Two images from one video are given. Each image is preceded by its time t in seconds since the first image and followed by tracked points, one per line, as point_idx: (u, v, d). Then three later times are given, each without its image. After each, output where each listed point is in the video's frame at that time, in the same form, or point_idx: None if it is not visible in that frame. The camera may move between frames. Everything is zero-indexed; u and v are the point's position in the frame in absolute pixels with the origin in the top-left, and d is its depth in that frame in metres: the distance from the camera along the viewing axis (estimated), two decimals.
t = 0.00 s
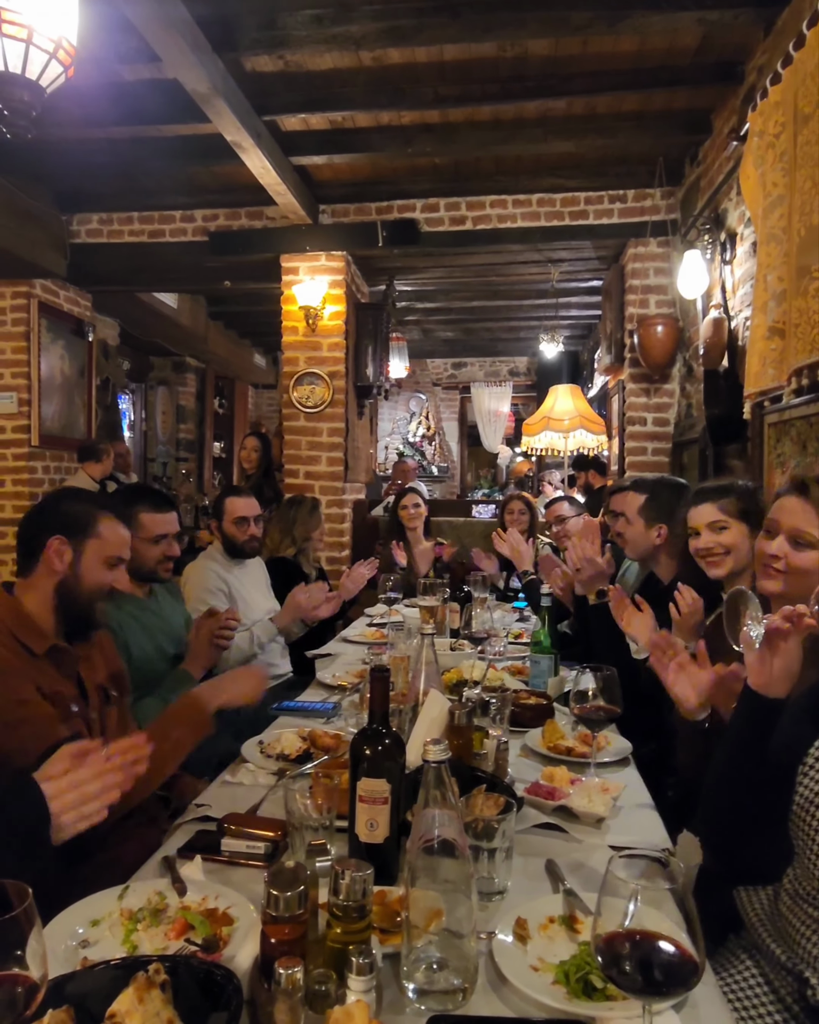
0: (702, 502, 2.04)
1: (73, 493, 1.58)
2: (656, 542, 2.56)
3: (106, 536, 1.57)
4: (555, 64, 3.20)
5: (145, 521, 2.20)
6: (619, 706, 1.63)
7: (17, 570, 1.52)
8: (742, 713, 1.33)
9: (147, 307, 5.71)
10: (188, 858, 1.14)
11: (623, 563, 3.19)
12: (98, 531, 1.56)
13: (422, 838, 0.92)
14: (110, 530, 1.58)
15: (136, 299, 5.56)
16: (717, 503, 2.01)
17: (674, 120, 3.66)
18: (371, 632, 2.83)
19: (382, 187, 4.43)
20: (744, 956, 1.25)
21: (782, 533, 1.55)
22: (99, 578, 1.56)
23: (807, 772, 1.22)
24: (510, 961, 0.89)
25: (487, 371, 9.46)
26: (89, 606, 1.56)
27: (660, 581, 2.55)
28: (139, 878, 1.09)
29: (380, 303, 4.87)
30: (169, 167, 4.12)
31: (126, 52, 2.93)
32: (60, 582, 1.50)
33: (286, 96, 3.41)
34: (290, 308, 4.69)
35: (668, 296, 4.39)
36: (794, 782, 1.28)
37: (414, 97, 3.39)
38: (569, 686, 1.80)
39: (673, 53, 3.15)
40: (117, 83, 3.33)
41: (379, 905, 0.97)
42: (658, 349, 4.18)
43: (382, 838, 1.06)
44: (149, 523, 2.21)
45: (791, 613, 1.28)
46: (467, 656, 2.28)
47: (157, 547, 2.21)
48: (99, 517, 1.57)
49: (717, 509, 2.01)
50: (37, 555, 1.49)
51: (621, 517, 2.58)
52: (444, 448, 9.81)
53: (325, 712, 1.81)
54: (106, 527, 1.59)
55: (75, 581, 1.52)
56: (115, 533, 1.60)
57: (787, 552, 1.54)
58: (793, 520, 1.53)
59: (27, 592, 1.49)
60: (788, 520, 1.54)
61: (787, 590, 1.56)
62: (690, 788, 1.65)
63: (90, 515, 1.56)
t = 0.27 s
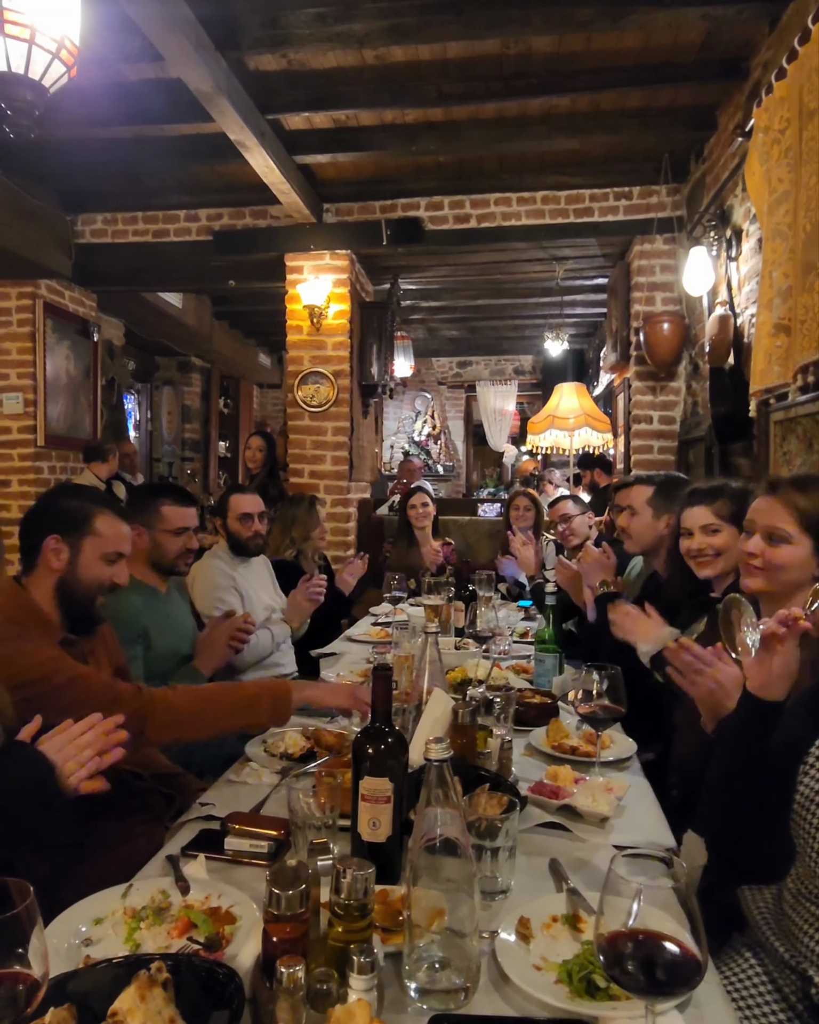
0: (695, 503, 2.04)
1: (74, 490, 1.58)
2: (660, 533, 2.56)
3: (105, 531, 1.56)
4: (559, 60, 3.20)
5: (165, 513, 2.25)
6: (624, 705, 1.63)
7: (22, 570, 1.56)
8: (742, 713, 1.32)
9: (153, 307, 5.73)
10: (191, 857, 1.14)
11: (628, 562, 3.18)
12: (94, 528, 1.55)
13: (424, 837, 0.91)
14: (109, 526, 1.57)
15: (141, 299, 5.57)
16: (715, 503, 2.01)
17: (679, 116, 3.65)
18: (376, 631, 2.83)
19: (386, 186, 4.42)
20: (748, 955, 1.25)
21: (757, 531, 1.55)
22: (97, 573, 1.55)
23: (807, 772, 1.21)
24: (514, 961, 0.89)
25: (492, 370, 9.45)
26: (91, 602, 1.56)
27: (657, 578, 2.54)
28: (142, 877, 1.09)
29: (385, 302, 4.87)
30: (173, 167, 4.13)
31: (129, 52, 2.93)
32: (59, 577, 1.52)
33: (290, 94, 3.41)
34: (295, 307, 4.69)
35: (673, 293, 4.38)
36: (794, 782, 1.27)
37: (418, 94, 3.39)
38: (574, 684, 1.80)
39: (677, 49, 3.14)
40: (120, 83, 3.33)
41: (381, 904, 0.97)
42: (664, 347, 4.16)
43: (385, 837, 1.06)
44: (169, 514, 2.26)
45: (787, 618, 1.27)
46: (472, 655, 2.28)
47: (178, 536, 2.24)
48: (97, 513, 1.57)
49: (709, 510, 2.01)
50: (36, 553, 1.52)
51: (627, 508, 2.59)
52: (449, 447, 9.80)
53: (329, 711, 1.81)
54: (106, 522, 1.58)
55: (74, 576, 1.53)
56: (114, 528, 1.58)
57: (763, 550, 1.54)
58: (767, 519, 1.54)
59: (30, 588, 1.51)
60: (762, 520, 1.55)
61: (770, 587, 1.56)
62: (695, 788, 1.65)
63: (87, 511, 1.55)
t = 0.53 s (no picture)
0: (696, 504, 2.03)
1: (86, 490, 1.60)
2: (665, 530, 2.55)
3: (116, 530, 1.58)
4: (561, 59, 3.19)
5: (168, 509, 2.25)
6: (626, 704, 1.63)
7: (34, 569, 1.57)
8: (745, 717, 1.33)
9: (156, 306, 5.74)
10: (192, 855, 1.14)
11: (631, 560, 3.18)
12: (104, 525, 1.56)
13: (424, 836, 0.92)
14: (118, 524, 1.58)
15: (144, 299, 5.59)
16: (719, 502, 2.00)
17: (682, 114, 3.64)
18: (378, 630, 2.83)
19: (389, 185, 4.42)
20: (748, 953, 1.25)
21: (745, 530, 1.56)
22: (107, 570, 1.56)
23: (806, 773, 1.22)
24: (514, 960, 0.89)
25: (496, 369, 9.44)
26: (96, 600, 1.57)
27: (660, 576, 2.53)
28: (144, 875, 1.09)
29: (387, 301, 4.86)
30: (175, 166, 4.13)
31: (131, 52, 2.94)
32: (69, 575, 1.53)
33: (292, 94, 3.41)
34: (297, 307, 4.69)
35: (676, 292, 4.37)
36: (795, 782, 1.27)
37: (420, 94, 3.39)
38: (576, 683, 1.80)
39: (679, 46, 3.13)
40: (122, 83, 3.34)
41: (380, 902, 0.97)
42: (666, 345, 4.15)
43: (385, 836, 1.06)
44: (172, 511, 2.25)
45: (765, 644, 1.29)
46: (474, 654, 2.28)
47: (182, 532, 2.24)
48: (107, 512, 1.58)
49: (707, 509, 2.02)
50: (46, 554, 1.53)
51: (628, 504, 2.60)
52: (452, 446, 9.80)
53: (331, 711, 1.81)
54: (116, 521, 1.59)
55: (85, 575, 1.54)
56: (124, 527, 1.59)
57: (750, 548, 1.55)
58: (754, 519, 1.54)
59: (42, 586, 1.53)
60: (750, 518, 1.55)
61: (761, 584, 1.56)
62: (696, 787, 1.65)
63: (98, 510, 1.57)
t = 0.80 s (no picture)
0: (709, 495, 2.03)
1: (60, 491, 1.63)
2: (665, 529, 2.56)
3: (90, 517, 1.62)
4: (562, 57, 3.19)
5: (166, 508, 2.25)
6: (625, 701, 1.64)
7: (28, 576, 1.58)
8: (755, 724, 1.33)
9: (158, 305, 5.75)
10: (194, 851, 1.15)
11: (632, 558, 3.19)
12: (70, 517, 1.61)
13: (422, 831, 0.92)
14: (92, 510, 1.63)
15: (145, 298, 5.59)
16: (719, 500, 2.01)
17: (682, 111, 3.64)
18: (379, 628, 2.84)
19: (390, 183, 4.43)
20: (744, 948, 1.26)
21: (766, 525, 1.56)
22: (85, 562, 1.60)
23: (801, 770, 1.22)
24: (512, 954, 0.90)
25: (497, 367, 9.44)
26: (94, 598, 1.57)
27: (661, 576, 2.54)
28: (146, 871, 1.10)
29: (388, 299, 4.87)
30: (177, 165, 4.14)
31: (132, 52, 2.94)
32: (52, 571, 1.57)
33: (293, 93, 3.42)
34: (299, 305, 4.70)
35: (677, 289, 4.37)
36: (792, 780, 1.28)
37: (421, 92, 3.39)
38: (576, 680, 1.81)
39: (680, 44, 3.13)
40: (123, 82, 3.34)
41: (380, 896, 0.98)
42: (667, 343, 4.16)
43: (385, 831, 1.07)
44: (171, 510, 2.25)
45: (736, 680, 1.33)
46: (474, 651, 2.29)
47: (177, 532, 2.23)
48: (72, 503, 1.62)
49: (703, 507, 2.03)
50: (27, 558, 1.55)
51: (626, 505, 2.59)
52: (454, 443, 9.80)
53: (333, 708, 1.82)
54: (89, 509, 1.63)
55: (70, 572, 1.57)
56: (95, 515, 1.62)
57: (769, 543, 1.56)
58: (770, 511, 1.56)
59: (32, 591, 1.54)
60: (771, 512, 1.55)
61: (777, 581, 1.56)
62: (695, 783, 1.65)
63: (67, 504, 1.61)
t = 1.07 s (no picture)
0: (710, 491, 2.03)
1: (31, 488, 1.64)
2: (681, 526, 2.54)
3: (50, 512, 1.61)
4: (561, 53, 3.18)
5: (162, 508, 2.25)
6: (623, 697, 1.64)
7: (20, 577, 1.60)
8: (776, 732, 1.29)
9: (158, 302, 5.75)
10: (192, 845, 1.16)
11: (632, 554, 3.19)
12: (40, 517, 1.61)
13: (418, 825, 0.93)
14: (54, 505, 1.62)
15: (145, 294, 5.59)
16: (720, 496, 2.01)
17: (683, 107, 3.64)
18: (379, 625, 2.85)
19: (390, 180, 4.42)
20: (742, 943, 1.26)
21: (789, 524, 1.50)
22: (57, 558, 1.60)
23: (798, 768, 1.22)
24: (507, 947, 0.90)
25: (498, 363, 9.44)
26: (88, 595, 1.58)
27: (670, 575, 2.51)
28: (144, 865, 1.11)
29: (388, 296, 4.87)
30: (176, 162, 4.14)
31: (131, 48, 2.94)
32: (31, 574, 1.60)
33: (292, 88, 3.41)
34: (299, 302, 4.70)
35: (678, 286, 4.37)
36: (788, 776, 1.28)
37: (420, 88, 3.38)
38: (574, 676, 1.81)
39: (680, 40, 3.13)
40: (122, 79, 3.34)
41: (377, 891, 0.98)
42: (668, 340, 4.15)
43: (382, 825, 1.07)
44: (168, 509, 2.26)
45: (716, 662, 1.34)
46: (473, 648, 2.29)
47: (174, 533, 2.22)
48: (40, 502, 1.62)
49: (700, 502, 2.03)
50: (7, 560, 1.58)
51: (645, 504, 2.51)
52: (455, 440, 9.80)
53: (331, 703, 1.83)
54: (52, 504, 1.62)
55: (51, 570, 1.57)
56: (68, 511, 1.63)
57: (792, 540, 1.48)
58: (796, 508, 1.49)
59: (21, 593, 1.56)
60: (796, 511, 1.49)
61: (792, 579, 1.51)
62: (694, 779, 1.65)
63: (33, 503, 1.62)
